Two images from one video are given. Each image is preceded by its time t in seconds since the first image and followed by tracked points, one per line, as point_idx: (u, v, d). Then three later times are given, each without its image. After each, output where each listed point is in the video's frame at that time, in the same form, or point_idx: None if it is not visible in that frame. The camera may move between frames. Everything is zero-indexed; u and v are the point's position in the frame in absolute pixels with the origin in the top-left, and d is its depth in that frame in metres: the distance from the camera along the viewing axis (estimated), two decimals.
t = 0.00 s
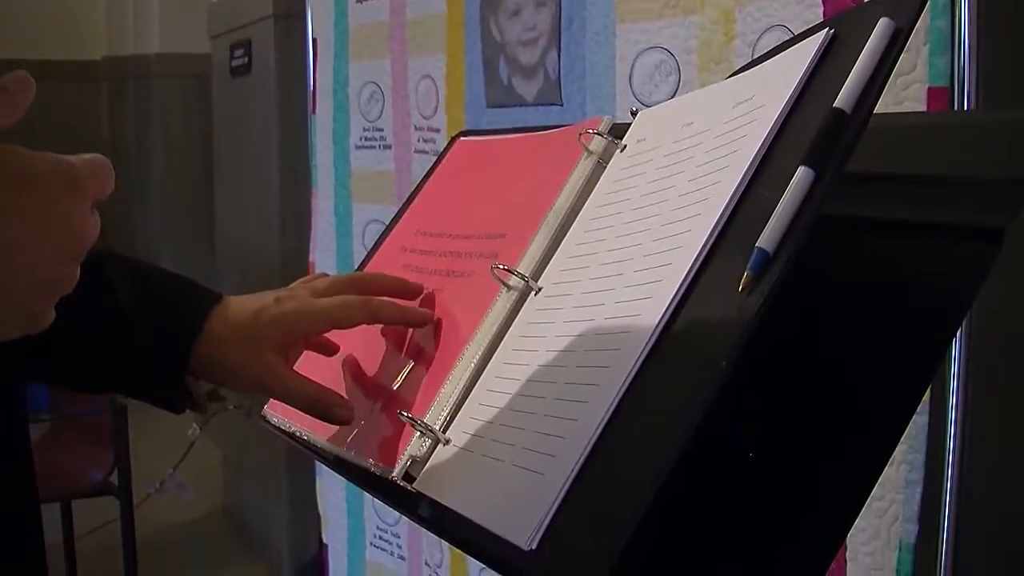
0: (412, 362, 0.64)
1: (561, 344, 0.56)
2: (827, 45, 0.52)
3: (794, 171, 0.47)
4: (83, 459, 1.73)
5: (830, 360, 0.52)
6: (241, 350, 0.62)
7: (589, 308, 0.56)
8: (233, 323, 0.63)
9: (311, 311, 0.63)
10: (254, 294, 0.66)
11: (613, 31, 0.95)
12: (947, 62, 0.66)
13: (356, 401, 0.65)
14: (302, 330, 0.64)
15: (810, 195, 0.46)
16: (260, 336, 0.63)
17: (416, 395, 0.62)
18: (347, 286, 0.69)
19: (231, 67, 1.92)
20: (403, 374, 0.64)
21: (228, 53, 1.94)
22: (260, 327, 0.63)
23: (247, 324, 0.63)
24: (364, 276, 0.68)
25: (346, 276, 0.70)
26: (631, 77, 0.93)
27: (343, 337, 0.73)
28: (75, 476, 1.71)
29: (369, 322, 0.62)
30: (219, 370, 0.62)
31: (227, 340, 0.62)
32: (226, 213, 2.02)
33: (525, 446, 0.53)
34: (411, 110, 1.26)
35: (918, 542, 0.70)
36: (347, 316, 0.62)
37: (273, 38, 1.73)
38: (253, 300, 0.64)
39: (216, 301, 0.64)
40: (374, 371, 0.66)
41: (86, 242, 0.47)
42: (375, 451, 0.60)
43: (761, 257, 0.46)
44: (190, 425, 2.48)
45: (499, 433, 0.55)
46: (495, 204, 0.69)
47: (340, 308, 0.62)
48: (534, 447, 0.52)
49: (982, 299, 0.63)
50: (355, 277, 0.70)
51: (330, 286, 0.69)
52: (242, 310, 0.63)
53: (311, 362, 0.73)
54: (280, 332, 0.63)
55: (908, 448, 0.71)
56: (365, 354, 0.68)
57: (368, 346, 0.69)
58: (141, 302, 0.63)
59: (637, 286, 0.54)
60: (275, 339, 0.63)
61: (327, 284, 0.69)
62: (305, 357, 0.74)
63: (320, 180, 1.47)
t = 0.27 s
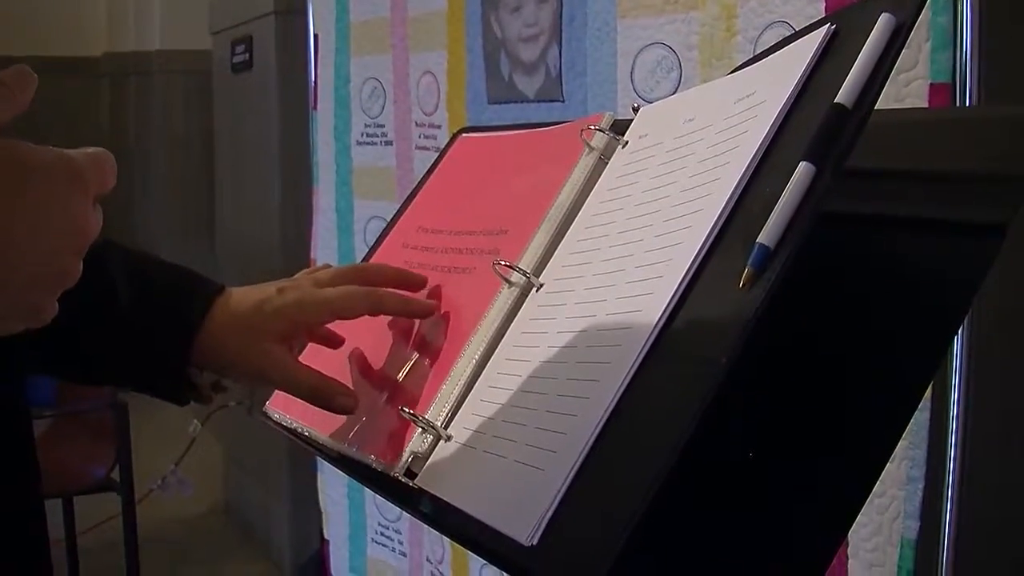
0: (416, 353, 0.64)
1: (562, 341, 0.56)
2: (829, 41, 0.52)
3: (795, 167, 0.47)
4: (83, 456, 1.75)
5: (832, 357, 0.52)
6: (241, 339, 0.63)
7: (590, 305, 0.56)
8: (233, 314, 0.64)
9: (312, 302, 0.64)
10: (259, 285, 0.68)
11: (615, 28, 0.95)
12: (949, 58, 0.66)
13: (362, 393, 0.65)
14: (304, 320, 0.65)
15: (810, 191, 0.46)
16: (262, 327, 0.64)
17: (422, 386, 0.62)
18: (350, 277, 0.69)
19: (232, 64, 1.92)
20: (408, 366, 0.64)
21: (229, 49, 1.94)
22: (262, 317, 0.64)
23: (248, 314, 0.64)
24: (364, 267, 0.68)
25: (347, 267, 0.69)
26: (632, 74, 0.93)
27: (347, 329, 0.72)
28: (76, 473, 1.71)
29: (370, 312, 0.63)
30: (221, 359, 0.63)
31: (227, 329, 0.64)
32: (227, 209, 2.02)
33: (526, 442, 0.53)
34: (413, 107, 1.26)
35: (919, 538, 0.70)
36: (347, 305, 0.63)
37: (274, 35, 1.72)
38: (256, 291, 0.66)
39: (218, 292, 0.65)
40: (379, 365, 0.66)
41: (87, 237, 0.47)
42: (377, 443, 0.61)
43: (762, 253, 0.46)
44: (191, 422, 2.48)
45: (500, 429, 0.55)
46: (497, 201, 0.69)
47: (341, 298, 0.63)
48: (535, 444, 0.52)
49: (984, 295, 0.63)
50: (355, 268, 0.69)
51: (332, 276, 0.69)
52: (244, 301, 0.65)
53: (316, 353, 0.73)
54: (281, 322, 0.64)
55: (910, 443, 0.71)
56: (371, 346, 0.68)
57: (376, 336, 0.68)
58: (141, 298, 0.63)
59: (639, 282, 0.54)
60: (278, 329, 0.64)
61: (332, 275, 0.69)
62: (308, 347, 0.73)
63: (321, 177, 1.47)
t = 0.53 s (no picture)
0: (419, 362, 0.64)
1: (568, 336, 0.56)
2: (835, 36, 0.52)
3: (799, 161, 0.47)
4: (91, 454, 1.75)
5: (832, 352, 0.53)
6: (248, 350, 0.63)
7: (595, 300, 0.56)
8: (241, 324, 0.63)
9: (317, 315, 0.63)
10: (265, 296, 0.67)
11: (621, 24, 0.95)
12: (957, 54, 0.66)
13: (360, 403, 0.65)
14: (308, 332, 0.64)
15: (814, 184, 0.46)
16: (269, 336, 0.63)
17: (419, 393, 0.62)
18: (351, 291, 0.68)
19: (239, 62, 1.92)
20: (408, 374, 0.64)
21: (236, 47, 1.94)
22: (268, 328, 0.63)
23: (255, 325, 0.63)
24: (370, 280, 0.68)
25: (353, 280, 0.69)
26: (639, 70, 0.93)
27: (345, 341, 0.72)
28: (84, 470, 1.71)
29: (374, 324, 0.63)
30: (224, 371, 0.63)
31: (236, 339, 0.63)
32: (234, 207, 2.02)
33: (532, 438, 0.53)
34: (419, 104, 1.26)
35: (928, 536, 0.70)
36: (351, 318, 0.62)
37: (281, 32, 1.73)
38: (262, 303, 0.65)
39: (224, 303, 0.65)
40: (380, 374, 0.66)
41: (94, 234, 0.47)
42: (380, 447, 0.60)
43: (766, 248, 0.46)
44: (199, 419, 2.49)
45: (505, 425, 0.55)
46: (503, 198, 0.69)
47: (346, 310, 0.63)
48: (540, 439, 0.52)
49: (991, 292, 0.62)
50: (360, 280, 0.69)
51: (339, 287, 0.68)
52: (250, 313, 0.64)
53: (317, 363, 0.72)
54: (288, 334, 0.63)
55: (918, 441, 0.71)
56: (375, 350, 0.68)
57: (371, 347, 0.68)
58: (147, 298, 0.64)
59: (644, 278, 0.54)
60: (284, 341, 0.63)
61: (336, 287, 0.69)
62: (308, 358, 0.73)
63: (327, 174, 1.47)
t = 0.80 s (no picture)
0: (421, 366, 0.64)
1: (570, 341, 0.56)
2: (837, 41, 0.52)
3: (802, 166, 0.47)
4: (93, 458, 1.75)
5: (834, 358, 0.53)
6: (250, 356, 0.62)
7: (597, 305, 0.56)
8: (244, 328, 0.63)
9: (319, 320, 0.63)
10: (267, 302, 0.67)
11: (623, 29, 0.95)
12: (959, 59, 0.66)
13: (362, 408, 0.65)
14: (309, 338, 0.63)
15: (817, 189, 0.46)
16: (270, 342, 0.63)
17: (419, 399, 0.62)
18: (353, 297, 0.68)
19: (242, 66, 1.92)
20: (410, 379, 0.64)
21: (238, 51, 1.94)
22: (271, 334, 0.63)
23: (257, 330, 0.63)
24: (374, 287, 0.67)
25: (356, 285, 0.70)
26: (640, 75, 0.93)
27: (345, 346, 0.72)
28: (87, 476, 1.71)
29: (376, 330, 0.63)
30: (225, 378, 0.63)
31: (238, 345, 0.63)
32: (236, 211, 2.03)
33: (534, 442, 0.53)
34: (421, 108, 1.26)
35: (930, 542, 0.70)
36: (353, 324, 0.62)
37: (283, 36, 1.73)
38: (264, 309, 0.65)
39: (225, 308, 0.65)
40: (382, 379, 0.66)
41: (95, 240, 0.47)
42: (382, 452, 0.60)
43: (768, 253, 0.46)
44: (201, 423, 2.49)
45: (507, 429, 0.55)
46: (505, 203, 0.69)
47: (348, 316, 0.62)
48: (541, 444, 0.52)
49: (993, 298, 0.62)
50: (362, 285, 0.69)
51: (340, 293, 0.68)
52: (252, 318, 0.64)
53: (319, 367, 0.72)
54: (289, 339, 0.63)
55: (920, 446, 0.71)
56: (377, 355, 0.68)
57: (373, 353, 0.69)
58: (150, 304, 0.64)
59: (646, 283, 0.54)
60: (286, 347, 0.63)
61: (337, 293, 0.68)
62: (309, 364, 0.73)
63: (330, 178, 1.47)
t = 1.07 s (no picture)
0: (421, 371, 0.64)
1: (569, 345, 0.56)
2: (836, 45, 0.52)
3: (802, 169, 0.47)
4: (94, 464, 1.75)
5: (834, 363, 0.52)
6: (251, 361, 0.62)
7: (597, 309, 0.56)
8: (244, 334, 0.63)
9: (320, 324, 0.63)
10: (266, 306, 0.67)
11: (622, 33, 0.95)
12: (959, 64, 0.66)
13: (362, 413, 0.65)
14: (310, 342, 0.64)
15: (817, 193, 0.46)
16: (270, 346, 0.63)
17: (420, 403, 0.62)
18: (353, 302, 0.68)
19: (242, 71, 1.93)
20: (410, 383, 0.64)
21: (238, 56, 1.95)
22: (271, 338, 0.63)
23: (257, 335, 0.63)
24: (376, 291, 0.68)
25: (356, 289, 0.70)
26: (640, 79, 0.93)
27: (345, 351, 0.72)
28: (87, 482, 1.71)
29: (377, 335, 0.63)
30: (224, 381, 0.63)
31: (238, 349, 0.63)
32: (236, 216, 2.03)
33: (533, 446, 0.53)
34: (420, 112, 1.26)
35: (930, 547, 0.70)
36: (353, 329, 0.63)
37: (283, 40, 1.73)
38: (264, 313, 0.65)
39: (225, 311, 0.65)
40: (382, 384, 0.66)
41: (96, 245, 0.47)
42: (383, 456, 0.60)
43: (768, 257, 0.46)
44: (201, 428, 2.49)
45: (507, 433, 0.55)
46: (505, 206, 0.69)
47: (349, 321, 0.63)
48: (540, 448, 0.52)
49: (993, 302, 0.62)
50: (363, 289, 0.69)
51: (341, 298, 0.68)
52: (252, 321, 0.64)
53: (318, 372, 0.72)
54: (290, 343, 0.64)
55: (921, 450, 0.71)
56: (377, 361, 0.68)
57: (373, 357, 0.69)
58: (150, 309, 0.64)
59: (645, 287, 0.54)
60: (286, 350, 0.63)
61: (336, 297, 0.69)
62: (308, 368, 0.73)
63: (329, 182, 1.47)
